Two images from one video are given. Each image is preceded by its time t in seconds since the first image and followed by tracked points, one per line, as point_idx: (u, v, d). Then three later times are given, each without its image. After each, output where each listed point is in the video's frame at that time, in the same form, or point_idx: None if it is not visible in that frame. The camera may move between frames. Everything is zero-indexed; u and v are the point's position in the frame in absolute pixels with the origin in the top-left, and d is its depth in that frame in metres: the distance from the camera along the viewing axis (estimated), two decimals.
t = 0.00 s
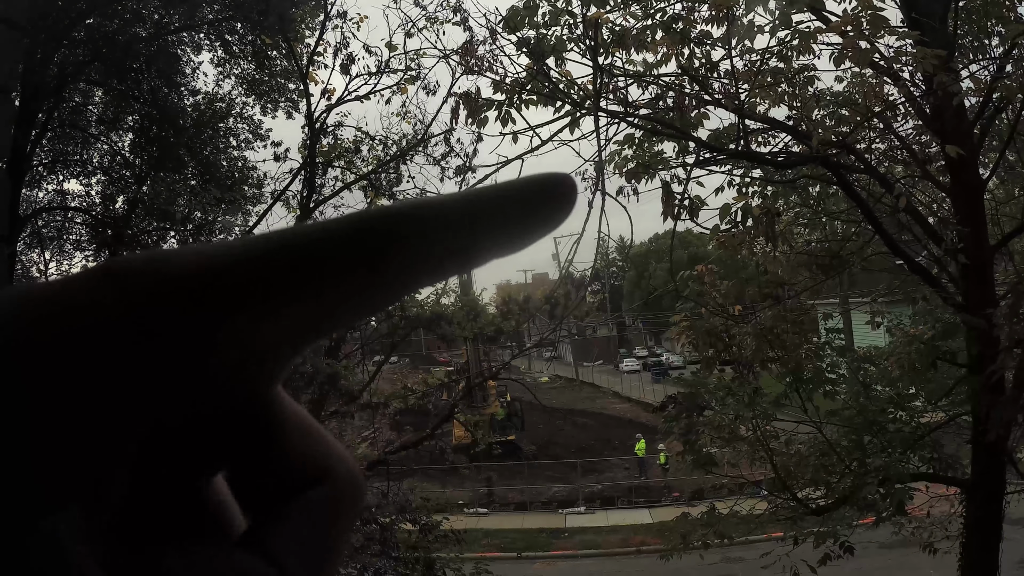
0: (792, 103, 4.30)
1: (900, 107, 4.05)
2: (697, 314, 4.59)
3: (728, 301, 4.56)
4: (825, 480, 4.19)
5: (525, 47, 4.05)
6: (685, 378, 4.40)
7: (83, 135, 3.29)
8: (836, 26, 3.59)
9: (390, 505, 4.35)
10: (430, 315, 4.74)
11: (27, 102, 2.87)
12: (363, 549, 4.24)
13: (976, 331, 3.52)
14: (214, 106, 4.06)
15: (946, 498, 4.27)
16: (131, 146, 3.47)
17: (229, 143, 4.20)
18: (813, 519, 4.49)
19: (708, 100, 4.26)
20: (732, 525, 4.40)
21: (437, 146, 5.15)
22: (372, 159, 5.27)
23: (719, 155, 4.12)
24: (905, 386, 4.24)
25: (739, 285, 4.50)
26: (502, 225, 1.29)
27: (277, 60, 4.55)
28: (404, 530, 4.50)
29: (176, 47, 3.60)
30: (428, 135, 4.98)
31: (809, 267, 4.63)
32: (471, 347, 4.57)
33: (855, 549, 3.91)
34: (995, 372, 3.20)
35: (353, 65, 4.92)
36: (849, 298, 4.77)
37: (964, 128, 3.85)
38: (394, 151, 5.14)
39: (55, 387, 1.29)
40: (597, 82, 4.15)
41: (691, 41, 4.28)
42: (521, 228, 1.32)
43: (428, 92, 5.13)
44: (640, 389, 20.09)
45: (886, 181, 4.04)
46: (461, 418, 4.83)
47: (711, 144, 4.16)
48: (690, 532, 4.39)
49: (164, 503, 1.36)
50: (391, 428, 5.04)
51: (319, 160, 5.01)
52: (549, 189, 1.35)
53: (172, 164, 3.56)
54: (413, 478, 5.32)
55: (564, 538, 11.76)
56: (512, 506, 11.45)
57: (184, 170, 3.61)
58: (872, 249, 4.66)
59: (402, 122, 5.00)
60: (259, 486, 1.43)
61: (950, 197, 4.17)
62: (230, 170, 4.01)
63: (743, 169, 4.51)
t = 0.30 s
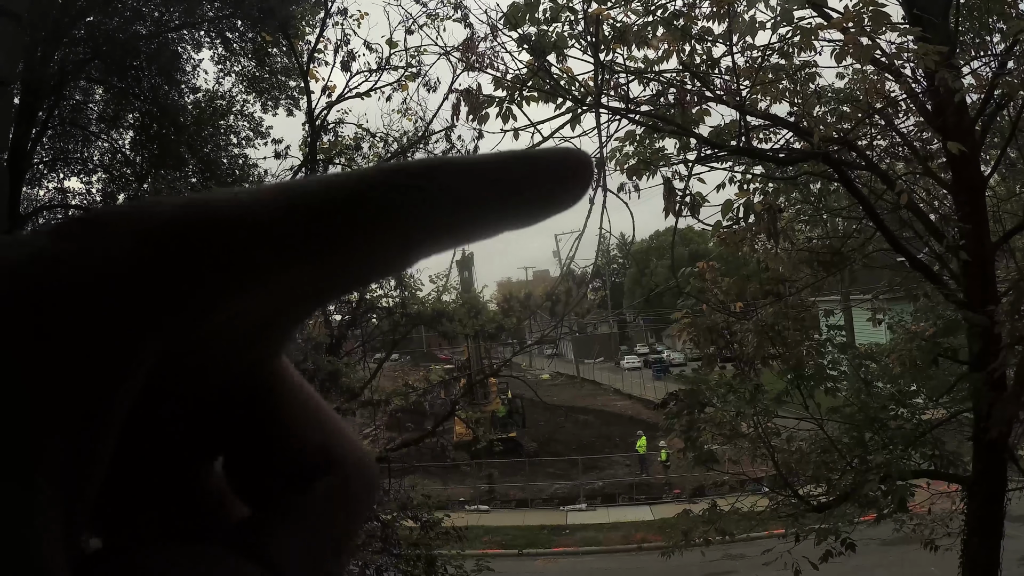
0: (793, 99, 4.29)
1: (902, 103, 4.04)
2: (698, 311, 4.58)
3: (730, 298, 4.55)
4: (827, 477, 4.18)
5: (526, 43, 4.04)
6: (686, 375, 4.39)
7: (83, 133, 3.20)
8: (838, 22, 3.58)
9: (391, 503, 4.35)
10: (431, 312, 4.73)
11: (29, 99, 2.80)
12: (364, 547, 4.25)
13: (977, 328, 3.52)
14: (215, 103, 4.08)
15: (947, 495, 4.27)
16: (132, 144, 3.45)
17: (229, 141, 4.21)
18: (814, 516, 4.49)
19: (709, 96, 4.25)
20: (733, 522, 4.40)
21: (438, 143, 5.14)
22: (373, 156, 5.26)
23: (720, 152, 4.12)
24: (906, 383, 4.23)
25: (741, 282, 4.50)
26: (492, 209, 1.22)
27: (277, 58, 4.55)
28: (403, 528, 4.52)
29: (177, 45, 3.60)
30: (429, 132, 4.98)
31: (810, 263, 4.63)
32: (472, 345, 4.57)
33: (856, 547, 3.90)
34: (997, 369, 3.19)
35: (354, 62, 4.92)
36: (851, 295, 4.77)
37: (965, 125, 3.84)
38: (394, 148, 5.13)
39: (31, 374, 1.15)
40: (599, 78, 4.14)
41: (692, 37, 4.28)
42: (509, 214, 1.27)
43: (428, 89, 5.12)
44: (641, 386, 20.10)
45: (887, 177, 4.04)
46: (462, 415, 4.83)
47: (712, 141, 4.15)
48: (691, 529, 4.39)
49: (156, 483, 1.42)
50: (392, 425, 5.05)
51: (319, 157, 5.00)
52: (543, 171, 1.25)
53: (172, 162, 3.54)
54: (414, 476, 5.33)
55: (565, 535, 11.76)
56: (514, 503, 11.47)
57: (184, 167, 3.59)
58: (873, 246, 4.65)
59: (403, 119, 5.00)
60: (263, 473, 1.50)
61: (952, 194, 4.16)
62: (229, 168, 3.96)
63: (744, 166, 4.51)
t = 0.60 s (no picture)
0: (794, 96, 4.28)
1: (903, 101, 4.04)
2: (699, 309, 4.58)
3: (730, 296, 4.55)
4: (828, 474, 4.15)
5: (527, 39, 4.03)
6: (687, 372, 4.39)
7: (84, 130, 3.23)
8: (839, 19, 3.57)
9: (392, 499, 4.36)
10: (431, 308, 4.74)
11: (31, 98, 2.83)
12: (366, 543, 4.24)
13: (977, 326, 3.52)
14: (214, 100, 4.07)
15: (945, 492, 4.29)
16: (132, 141, 3.42)
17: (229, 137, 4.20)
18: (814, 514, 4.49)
19: (710, 93, 4.25)
20: (733, 519, 4.40)
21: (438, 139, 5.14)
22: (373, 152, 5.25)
23: (722, 149, 4.10)
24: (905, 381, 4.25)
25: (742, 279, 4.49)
26: (491, 205, 1.14)
27: (277, 54, 4.54)
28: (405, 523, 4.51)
29: (177, 41, 3.62)
30: (429, 129, 4.97)
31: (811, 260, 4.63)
32: (473, 341, 4.57)
33: (857, 544, 3.88)
34: (997, 367, 3.19)
35: (354, 58, 4.91)
36: (851, 292, 4.77)
37: (965, 123, 3.84)
38: (396, 144, 5.13)
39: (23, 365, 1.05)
40: (600, 75, 4.14)
41: (693, 34, 4.26)
42: (500, 207, 1.16)
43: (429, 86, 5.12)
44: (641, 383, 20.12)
45: (888, 175, 4.03)
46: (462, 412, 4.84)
47: (713, 137, 4.15)
48: (692, 526, 4.39)
49: (138, 488, 1.42)
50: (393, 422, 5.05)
51: (320, 153, 5.00)
52: (535, 164, 1.13)
53: (173, 158, 3.44)
54: (415, 472, 5.33)
55: (565, 531, 11.76)
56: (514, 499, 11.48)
57: (185, 163, 3.49)
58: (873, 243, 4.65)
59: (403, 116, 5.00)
60: (260, 468, 1.52)
61: (951, 192, 4.16)
62: (229, 164, 3.91)
63: (745, 163, 4.51)
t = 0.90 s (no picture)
0: (795, 94, 4.28)
1: (903, 98, 4.03)
2: (699, 306, 4.57)
3: (731, 293, 4.55)
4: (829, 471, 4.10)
5: (527, 37, 4.02)
6: (687, 370, 4.38)
7: (84, 128, 3.26)
8: (840, 16, 3.56)
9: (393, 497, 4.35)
10: (432, 306, 4.73)
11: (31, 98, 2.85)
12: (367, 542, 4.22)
13: (978, 323, 3.51)
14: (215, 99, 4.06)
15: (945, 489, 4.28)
16: (132, 140, 3.39)
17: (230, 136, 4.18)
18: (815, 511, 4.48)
19: (710, 91, 4.24)
20: (734, 516, 4.39)
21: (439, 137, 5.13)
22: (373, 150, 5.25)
23: (722, 146, 4.10)
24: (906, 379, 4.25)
25: (742, 276, 4.48)
26: (490, 203, 1.15)
27: (276, 52, 4.52)
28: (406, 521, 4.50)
29: (177, 39, 3.61)
30: (430, 127, 4.97)
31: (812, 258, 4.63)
32: (473, 339, 4.57)
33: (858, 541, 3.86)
34: (997, 363, 3.18)
35: (354, 57, 4.90)
36: (852, 290, 4.77)
37: (966, 120, 3.84)
38: (396, 142, 5.12)
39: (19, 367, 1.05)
40: (600, 72, 4.13)
41: (693, 31, 4.26)
42: (496, 207, 1.17)
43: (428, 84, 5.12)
44: (642, 380, 20.13)
45: (889, 172, 4.01)
46: (463, 410, 4.84)
47: (714, 135, 4.14)
48: (693, 524, 4.38)
49: (129, 486, 1.42)
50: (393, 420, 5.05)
51: (320, 151, 4.99)
52: (530, 166, 1.14)
53: (173, 156, 3.44)
54: (416, 471, 5.33)
55: (566, 529, 11.72)
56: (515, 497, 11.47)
57: (187, 161, 3.49)
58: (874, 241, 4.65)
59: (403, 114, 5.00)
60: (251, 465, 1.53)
61: (951, 189, 4.16)
62: (230, 163, 3.91)
63: (745, 160, 4.50)
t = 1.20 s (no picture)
0: (795, 93, 4.27)
1: (904, 97, 4.02)
2: (700, 305, 4.57)
3: (731, 291, 4.55)
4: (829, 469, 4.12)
5: (527, 36, 4.02)
6: (688, 368, 4.38)
7: (83, 127, 3.24)
8: (840, 14, 3.56)
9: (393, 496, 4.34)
10: (432, 305, 4.74)
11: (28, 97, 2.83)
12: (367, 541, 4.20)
13: (978, 322, 3.50)
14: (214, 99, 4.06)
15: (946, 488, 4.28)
16: (131, 139, 3.38)
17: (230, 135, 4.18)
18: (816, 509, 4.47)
19: (710, 89, 4.24)
20: (734, 514, 4.38)
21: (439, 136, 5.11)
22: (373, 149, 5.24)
23: (723, 144, 4.09)
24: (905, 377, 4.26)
25: (743, 275, 4.50)
26: (480, 193, 1.22)
27: (275, 51, 4.50)
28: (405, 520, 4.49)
29: (176, 38, 3.62)
30: (430, 125, 4.97)
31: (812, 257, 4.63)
32: (474, 337, 4.56)
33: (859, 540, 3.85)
34: (998, 361, 3.17)
35: (354, 56, 4.90)
36: (852, 288, 4.77)
37: (966, 119, 3.83)
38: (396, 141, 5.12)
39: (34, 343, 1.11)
40: (600, 71, 4.13)
41: (693, 29, 4.25)
42: (491, 199, 1.24)
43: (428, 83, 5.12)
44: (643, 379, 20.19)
45: (889, 170, 4.00)
46: (463, 409, 4.84)
47: (714, 133, 4.13)
48: (693, 522, 4.38)
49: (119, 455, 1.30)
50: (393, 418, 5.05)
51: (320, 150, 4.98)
52: (522, 154, 1.20)
53: (173, 155, 3.36)
54: (416, 470, 5.33)
55: (566, 528, 11.67)
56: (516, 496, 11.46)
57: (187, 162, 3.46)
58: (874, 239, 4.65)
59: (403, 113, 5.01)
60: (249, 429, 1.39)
61: (951, 188, 4.15)
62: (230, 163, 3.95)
63: (745, 159, 4.50)
